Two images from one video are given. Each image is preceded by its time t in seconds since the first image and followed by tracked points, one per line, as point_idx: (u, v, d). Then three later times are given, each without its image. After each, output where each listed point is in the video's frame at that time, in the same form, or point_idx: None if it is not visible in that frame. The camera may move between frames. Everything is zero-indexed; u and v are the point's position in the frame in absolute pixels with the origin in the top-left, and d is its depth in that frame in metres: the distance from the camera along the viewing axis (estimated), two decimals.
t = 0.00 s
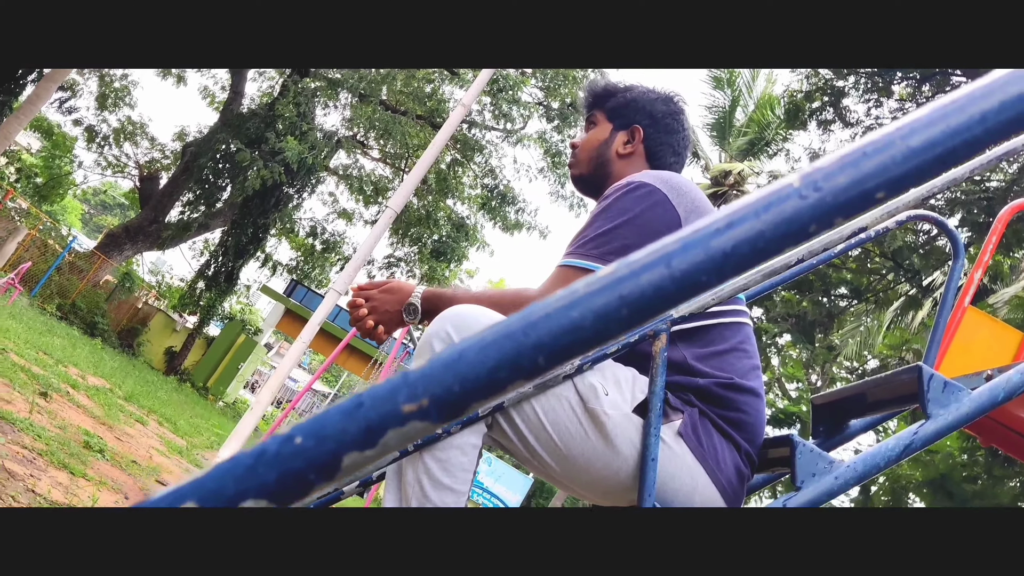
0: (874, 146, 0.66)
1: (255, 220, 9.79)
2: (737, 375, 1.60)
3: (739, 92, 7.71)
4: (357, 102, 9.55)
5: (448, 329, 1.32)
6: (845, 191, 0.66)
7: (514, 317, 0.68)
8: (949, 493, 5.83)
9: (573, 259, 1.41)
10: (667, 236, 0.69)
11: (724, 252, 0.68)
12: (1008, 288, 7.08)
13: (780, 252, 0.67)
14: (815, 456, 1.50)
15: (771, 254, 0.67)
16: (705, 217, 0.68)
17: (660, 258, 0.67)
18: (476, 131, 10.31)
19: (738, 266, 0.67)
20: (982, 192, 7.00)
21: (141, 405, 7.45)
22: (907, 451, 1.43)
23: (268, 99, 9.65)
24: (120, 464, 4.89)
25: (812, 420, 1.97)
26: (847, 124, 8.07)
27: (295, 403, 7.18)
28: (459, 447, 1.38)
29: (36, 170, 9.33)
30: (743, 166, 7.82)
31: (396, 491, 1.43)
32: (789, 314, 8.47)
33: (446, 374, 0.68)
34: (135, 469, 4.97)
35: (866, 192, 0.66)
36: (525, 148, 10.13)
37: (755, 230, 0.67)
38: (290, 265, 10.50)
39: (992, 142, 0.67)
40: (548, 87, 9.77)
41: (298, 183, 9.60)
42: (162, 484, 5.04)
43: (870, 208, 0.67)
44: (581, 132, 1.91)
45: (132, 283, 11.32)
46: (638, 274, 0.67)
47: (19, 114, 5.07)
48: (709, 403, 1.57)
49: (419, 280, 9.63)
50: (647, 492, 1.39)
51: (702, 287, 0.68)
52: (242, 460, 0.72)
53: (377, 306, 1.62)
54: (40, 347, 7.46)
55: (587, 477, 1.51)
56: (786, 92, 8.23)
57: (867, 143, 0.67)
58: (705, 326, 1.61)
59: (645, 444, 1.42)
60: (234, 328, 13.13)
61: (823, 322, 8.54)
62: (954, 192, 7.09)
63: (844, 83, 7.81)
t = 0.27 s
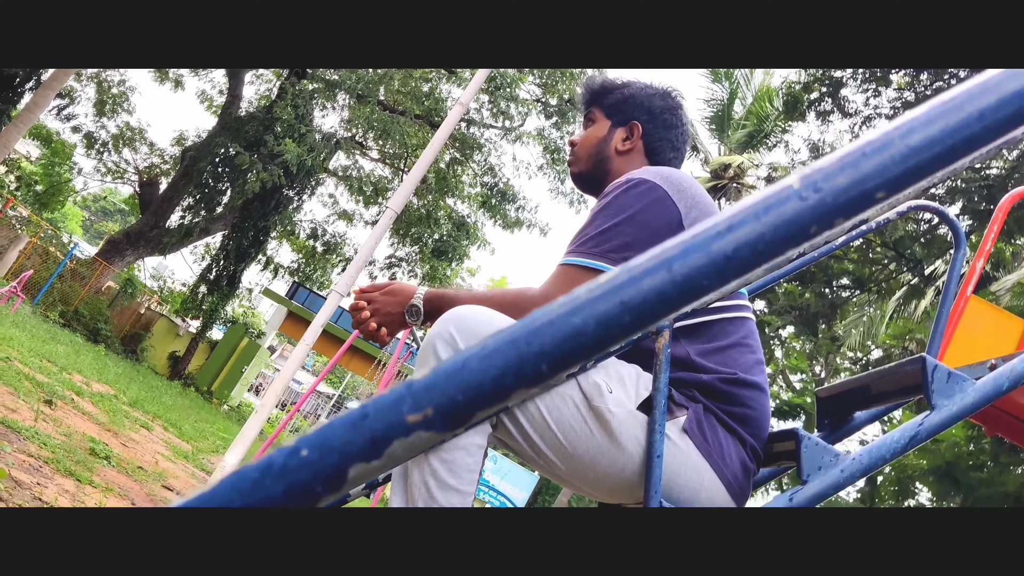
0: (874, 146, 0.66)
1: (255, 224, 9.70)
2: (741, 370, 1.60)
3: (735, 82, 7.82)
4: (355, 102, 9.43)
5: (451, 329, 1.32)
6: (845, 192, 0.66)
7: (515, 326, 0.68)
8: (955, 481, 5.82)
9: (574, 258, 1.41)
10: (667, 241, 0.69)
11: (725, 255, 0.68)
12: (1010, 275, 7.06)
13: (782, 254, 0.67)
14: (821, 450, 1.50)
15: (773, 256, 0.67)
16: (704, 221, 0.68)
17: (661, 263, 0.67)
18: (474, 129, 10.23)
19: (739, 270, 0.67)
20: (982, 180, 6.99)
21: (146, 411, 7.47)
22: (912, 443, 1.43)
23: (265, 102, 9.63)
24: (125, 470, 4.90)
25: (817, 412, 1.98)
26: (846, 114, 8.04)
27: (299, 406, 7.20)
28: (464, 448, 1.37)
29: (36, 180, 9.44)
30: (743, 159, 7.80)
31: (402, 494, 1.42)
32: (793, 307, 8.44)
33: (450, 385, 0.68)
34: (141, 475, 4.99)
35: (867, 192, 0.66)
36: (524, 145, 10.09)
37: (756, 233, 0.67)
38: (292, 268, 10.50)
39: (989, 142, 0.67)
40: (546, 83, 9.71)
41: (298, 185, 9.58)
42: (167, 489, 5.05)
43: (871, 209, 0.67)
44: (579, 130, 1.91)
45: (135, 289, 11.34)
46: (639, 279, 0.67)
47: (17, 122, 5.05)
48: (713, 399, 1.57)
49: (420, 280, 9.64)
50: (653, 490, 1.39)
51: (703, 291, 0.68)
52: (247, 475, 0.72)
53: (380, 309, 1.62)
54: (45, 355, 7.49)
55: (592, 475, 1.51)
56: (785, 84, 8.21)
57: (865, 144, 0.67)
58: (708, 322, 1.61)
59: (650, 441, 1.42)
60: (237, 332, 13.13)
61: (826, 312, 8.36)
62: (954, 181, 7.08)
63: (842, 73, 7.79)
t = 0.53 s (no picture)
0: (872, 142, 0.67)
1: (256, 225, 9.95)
2: (746, 359, 1.60)
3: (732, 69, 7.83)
4: (353, 101, 9.46)
5: (455, 327, 1.33)
6: (844, 189, 0.67)
7: (519, 334, 0.68)
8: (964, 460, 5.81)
9: (575, 252, 1.41)
10: (667, 243, 0.69)
11: (725, 255, 0.68)
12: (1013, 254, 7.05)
13: (783, 253, 0.67)
14: (828, 437, 1.50)
15: (774, 255, 0.67)
16: (705, 222, 0.68)
17: (663, 265, 0.67)
18: (472, 124, 10.17)
19: (741, 269, 0.67)
20: (982, 160, 6.98)
21: (153, 416, 7.48)
22: (919, 428, 1.43)
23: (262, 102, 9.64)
24: (135, 476, 4.91)
25: (824, 400, 1.96)
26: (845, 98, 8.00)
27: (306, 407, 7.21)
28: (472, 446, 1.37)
29: (35, 186, 8.92)
30: (741, 146, 7.81)
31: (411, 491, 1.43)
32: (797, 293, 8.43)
33: (458, 393, 0.68)
34: (150, 480, 5.00)
35: (866, 188, 0.66)
36: (522, 139, 10.08)
37: (757, 233, 0.67)
38: (294, 268, 10.50)
39: (981, 135, 0.68)
40: (542, 76, 9.69)
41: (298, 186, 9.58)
42: (177, 494, 5.06)
43: (870, 204, 0.67)
44: (577, 123, 1.90)
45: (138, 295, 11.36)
46: (641, 282, 0.67)
47: (15, 131, 5.05)
48: (719, 389, 1.57)
49: (423, 277, 9.66)
50: (661, 481, 1.40)
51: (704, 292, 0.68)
52: (256, 489, 0.72)
53: (384, 309, 1.61)
54: (52, 364, 7.51)
55: (601, 469, 1.51)
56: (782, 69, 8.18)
57: (863, 140, 0.67)
58: (711, 312, 1.61)
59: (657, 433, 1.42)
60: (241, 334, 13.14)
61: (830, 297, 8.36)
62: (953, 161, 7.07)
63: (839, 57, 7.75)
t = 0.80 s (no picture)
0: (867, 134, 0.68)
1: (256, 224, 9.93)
2: (750, 347, 1.60)
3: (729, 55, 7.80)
4: (350, 97, 9.44)
5: (458, 322, 1.34)
6: (843, 179, 0.67)
7: (520, 335, 0.68)
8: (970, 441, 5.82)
9: (576, 244, 1.41)
10: (666, 240, 0.69)
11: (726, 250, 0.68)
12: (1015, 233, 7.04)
13: (783, 245, 0.68)
14: (833, 422, 1.50)
15: (774, 248, 0.68)
16: (704, 217, 0.69)
17: (663, 261, 0.68)
18: (470, 116, 10.15)
19: (742, 263, 0.68)
20: (982, 140, 6.96)
21: (159, 417, 7.50)
22: (924, 411, 1.43)
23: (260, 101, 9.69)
24: (143, 477, 4.93)
25: (829, 383, 1.97)
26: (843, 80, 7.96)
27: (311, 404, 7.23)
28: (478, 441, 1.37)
29: (35, 190, 9.02)
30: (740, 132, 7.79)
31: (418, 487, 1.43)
32: (799, 278, 8.42)
33: (460, 395, 0.68)
34: (158, 481, 5.02)
35: (864, 178, 0.67)
36: (520, 130, 10.06)
37: (757, 226, 0.67)
38: (296, 266, 10.51)
39: (973, 126, 0.70)
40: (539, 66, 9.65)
41: (297, 183, 9.58)
42: (185, 494, 5.08)
43: (870, 195, 0.68)
44: (574, 115, 1.89)
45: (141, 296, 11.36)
46: (642, 279, 0.67)
47: (14, 136, 5.05)
48: (724, 377, 1.57)
49: (425, 271, 9.67)
50: (668, 471, 1.40)
51: (704, 287, 0.68)
52: (265, 494, 0.72)
53: (385, 306, 1.62)
54: (57, 367, 7.52)
55: (607, 460, 1.52)
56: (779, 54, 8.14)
57: (861, 131, 0.69)
58: (713, 301, 1.61)
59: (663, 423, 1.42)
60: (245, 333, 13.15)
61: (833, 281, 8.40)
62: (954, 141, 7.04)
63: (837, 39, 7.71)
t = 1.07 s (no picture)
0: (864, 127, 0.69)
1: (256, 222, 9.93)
2: (752, 334, 1.60)
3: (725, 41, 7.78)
4: (347, 93, 9.40)
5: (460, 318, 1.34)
6: (842, 170, 0.69)
7: (522, 335, 0.68)
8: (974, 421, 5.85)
9: (577, 237, 1.41)
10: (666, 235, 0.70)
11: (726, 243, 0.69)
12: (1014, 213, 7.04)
13: (784, 238, 0.69)
14: (837, 408, 1.50)
15: (774, 241, 0.69)
16: (706, 211, 0.70)
17: (664, 258, 0.69)
18: (467, 109, 10.14)
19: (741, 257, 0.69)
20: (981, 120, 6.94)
21: (165, 417, 7.52)
22: (927, 394, 1.43)
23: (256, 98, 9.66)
24: (149, 478, 4.95)
25: (831, 369, 1.96)
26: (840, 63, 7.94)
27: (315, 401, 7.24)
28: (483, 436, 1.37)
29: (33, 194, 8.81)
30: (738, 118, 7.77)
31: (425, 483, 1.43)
32: (800, 263, 8.42)
33: (464, 396, 0.68)
34: (165, 481, 5.03)
35: (863, 169, 0.69)
36: (518, 122, 10.05)
37: (756, 220, 0.69)
38: (297, 263, 10.52)
39: (967, 115, 0.71)
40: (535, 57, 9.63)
41: (296, 180, 9.57)
42: (192, 494, 5.10)
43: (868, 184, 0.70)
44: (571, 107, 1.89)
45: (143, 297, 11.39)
46: (642, 274, 0.68)
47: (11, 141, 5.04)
48: (727, 365, 1.57)
49: (426, 265, 9.68)
50: (674, 461, 1.40)
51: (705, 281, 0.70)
52: (274, 499, 0.74)
53: (387, 305, 1.62)
54: (61, 370, 7.54)
55: (613, 451, 1.52)
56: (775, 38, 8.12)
57: (859, 122, 0.70)
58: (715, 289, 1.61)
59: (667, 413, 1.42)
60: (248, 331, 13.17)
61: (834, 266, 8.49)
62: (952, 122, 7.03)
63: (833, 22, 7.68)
